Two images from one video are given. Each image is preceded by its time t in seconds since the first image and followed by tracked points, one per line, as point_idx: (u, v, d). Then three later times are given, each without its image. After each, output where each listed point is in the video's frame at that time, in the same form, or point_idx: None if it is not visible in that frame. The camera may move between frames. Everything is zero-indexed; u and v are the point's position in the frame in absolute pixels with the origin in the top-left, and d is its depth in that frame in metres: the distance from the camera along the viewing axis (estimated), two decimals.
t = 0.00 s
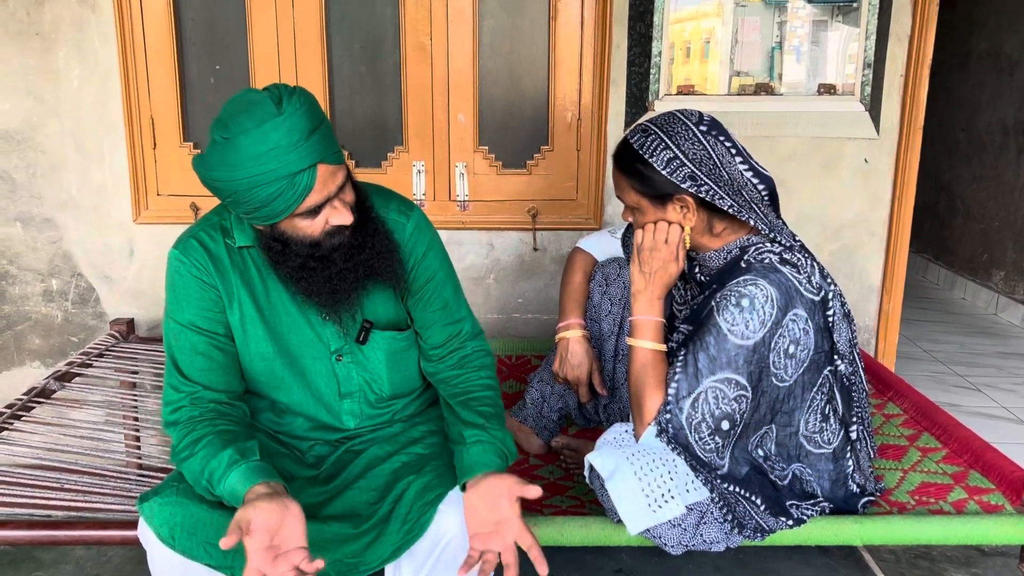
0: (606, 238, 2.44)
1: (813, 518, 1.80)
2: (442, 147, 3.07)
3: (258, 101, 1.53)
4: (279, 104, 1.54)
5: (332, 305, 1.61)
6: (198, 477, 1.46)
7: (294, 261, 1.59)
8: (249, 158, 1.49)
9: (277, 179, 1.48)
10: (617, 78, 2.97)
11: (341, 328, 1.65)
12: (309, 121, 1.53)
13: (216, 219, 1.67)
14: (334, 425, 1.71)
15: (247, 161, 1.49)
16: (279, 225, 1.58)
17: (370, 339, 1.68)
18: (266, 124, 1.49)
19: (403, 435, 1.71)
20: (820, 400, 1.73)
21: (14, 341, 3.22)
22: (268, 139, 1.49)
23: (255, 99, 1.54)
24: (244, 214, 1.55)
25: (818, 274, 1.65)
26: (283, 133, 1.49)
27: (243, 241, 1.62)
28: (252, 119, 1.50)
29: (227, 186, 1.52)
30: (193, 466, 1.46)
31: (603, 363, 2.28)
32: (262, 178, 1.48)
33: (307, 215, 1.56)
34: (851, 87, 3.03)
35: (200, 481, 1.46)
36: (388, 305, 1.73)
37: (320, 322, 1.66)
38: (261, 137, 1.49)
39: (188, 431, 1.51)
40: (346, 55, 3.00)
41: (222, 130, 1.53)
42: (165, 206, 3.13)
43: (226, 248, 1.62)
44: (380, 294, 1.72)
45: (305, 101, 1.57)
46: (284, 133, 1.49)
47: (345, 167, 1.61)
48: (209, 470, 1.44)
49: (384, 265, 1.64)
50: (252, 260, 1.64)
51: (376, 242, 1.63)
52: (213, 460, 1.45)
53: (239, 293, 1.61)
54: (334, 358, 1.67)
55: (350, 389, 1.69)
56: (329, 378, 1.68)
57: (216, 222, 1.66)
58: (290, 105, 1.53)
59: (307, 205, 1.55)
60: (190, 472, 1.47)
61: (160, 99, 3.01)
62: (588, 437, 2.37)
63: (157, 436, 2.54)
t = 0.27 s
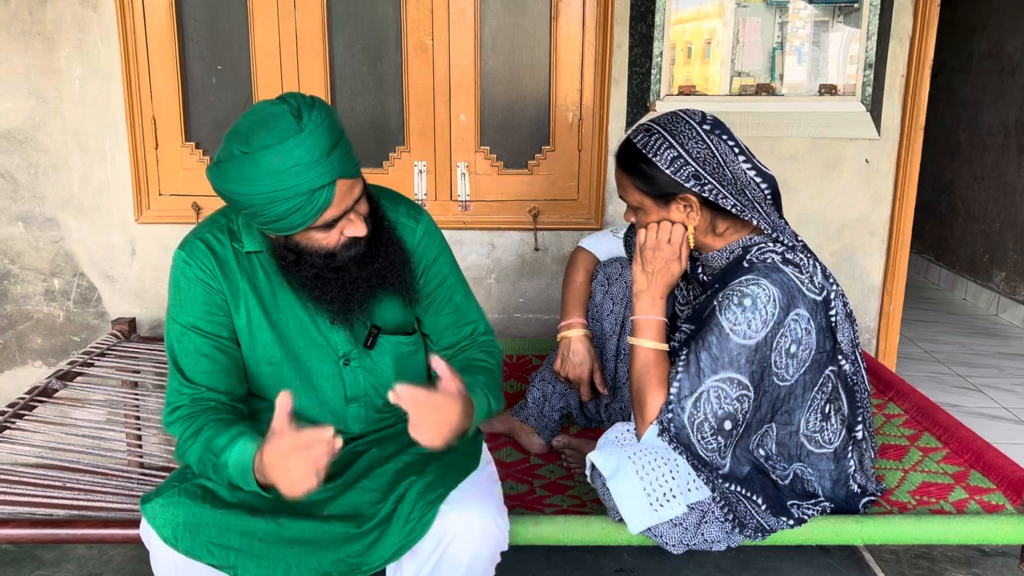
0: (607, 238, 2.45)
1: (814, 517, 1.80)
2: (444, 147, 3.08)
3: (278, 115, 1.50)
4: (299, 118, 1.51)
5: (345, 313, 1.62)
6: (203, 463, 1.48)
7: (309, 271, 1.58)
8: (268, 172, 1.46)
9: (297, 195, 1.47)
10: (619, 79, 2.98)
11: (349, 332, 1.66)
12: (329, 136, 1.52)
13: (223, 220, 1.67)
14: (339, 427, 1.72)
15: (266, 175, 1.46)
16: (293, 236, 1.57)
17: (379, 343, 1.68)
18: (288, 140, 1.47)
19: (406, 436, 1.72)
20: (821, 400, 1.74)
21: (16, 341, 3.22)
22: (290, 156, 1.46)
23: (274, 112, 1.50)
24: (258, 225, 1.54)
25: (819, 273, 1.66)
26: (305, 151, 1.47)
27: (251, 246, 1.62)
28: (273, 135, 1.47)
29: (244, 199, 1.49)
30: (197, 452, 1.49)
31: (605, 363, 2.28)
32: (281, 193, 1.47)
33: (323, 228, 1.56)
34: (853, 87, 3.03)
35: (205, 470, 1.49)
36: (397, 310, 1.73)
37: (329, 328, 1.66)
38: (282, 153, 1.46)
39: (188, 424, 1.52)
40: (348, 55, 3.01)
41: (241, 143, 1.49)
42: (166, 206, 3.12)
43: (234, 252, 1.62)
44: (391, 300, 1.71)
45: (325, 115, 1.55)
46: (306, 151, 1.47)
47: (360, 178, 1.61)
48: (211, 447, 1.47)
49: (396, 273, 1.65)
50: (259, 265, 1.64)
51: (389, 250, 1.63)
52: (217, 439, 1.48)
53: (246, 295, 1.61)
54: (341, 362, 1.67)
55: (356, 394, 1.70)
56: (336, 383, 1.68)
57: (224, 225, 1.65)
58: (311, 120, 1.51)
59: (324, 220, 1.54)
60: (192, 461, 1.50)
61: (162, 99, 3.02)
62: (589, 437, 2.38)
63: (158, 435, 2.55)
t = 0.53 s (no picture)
0: (607, 238, 2.45)
1: (813, 517, 1.80)
2: (444, 147, 3.08)
3: (287, 81, 1.55)
4: (306, 86, 1.56)
5: (335, 301, 1.62)
6: (204, 459, 1.47)
7: (303, 249, 1.59)
8: (273, 131, 1.50)
9: (300, 154, 1.49)
10: (619, 78, 2.98)
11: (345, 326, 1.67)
12: (335, 105, 1.56)
13: (222, 220, 1.66)
14: (337, 424, 1.72)
15: (271, 134, 1.50)
16: (291, 210, 1.58)
17: (375, 340, 1.68)
18: (293, 100, 1.51)
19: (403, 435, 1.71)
20: (821, 399, 1.74)
21: (16, 340, 3.23)
22: (294, 114, 1.50)
23: (284, 80, 1.56)
24: (259, 193, 1.55)
25: (819, 274, 1.66)
26: (310, 111, 1.51)
27: (250, 239, 1.62)
28: (280, 95, 1.52)
29: (248, 160, 1.52)
30: (197, 446, 1.48)
31: (605, 362, 2.28)
32: (285, 153, 1.49)
33: (321, 199, 1.56)
34: (853, 88, 3.03)
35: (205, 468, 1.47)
36: (394, 308, 1.73)
37: (325, 324, 1.66)
38: (288, 112, 1.50)
39: (187, 420, 1.52)
40: (348, 55, 3.01)
41: (248, 105, 1.53)
42: (166, 205, 3.12)
43: (230, 251, 1.62)
44: (385, 295, 1.72)
45: (330, 87, 1.59)
46: (311, 110, 1.51)
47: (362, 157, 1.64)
48: (215, 440, 1.47)
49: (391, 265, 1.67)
50: (256, 259, 1.64)
51: (384, 240, 1.66)
52: (223, 433, 1.48)
53: (241, 295, 1.61)
54: (338, 358, 1.67)
55: (353, 389, 1.70)
56: (333, 380, 1.69)
57: (223, 223, 1.65)
58: (318, 87, 1.56)
59: (323, 188, 1.55)
60: (190, 456, 1.49)
61: (162, 98, 3.02)
62: (589, 436, 2.38)
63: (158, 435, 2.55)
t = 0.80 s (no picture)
0: (607, 239, 2.45)
1: (813, 516, 1.81)
2: (443, 146, 3.08)
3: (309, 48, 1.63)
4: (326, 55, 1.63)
5: (323, 279, 1.62)
6: (209, 456, 1.46)
7: (297, 219, 1.60)
8: (288, 87, 1.55)
9: (312, 112, 1.54)
10: (619, 78, 2.98)
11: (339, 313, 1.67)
12: (350, 74, 1.62)
13: (223, 215, 1.67)
14: (333, 416, 1.71)
15: (286, 89, 1.55)
16: (295, 172, 1.61)
17: (368, 328, 1.68)
18: (312, 61, 1.57)
19: (402, 432, 1.71)
20: (821, 399, 1.73)
21: (15, 339, 3.22)
22: (311, 73, 1.55)
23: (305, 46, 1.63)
24: (268, 150, 1.59)
25: (819, 273, 1.66)
26: (326, 72, 1.57)
27: (250, 221, 1.65)
28: (300, 56, 1.58)
29: (262, 114, 1.57)
30: (203, 445, 1.47)
31: (603, 362, 2.28)
32: (298, 109, 1.54)
33: (326, 163, 1.59)
34: (853, 87, 3.03)
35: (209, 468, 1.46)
36: (388, 299, 1.74)
37: (318, 311, 1.67)
38: (306, 70, 1.56)
39: (193, 418, 1.51)
40: (348, 54, 3.01)
41: (268, 64, 1.60)
42: (166, 204, 3.12)
43: (229, 245, 1.63)
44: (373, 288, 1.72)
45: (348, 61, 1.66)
46: (328, 72, 1.57)
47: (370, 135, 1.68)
48: (223, 440, 1.47)
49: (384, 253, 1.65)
50: (254, 248, 1.65)
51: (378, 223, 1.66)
52: (230, 433, 1.48)
53: (239, 287, 1.61)
54: (333, 345, 1.67)
55: (348, 377, 1.70)
56: (328, 368, 1.69)
57: (224, 217, 1.66)
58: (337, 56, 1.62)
59: (329, 151, 1.58)
60: (195, 455, 1.48)
61: (162, 97, 3.01)
62: (588, 436, 2.38)
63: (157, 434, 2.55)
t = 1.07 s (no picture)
0: (606, 239, 2.45)
1: (813, 516, 1.81)
2: (443, 146, 3.07)
3: (305, 52, 1.62)
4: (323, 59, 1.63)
5: (323, 279, 1.61)
6: (208, 457, 1.46)
7: (296, 221, 1.60)
8: (285, 92, 1.55)
9: (309, 116, 1.54)
10: (619, 77, 2.98)
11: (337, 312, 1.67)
12: (347, 78, 1.62)
13: (223, 215, 1.67)
14: (331, 414, 1.71)
15: (283, 94, 1.55)
16: (292, 177, 1.61)
17: (365, 327, 1.68)
18: (309, 65, 1.57)
19: (402, 431, 1.71)
20: (821, 400, 1.73)
21: (13, 338, 3.22)
22: (308, 78, 1.56)
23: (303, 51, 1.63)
24: (264, 154, 1.58)
25: (820, 275, 1.65)
26: (324, 77, 1.57)
27: (248, 222, 1.64)
28: (297, 60, 1.58)
29: (258, 119, 1.56)
30: (203, 444, 1.47)
31: (603, 363, 2.27)
32: (294, 114, 1.54)
33: (323, 168, 1.59)
34: (853, 87, 3.03)
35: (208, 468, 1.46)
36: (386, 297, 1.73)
37: (316, 309, 1.66)
38: (301, 76, 1.56)
39: (193, 416, 1.51)
40: (347, 53, 3.00)
41: (264, 69, 1.60)
42: (165, 203, 3.11)
43: (228, 243, 1.62)
44: (372, 286, 1.71)
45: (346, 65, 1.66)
46: (325, 77, 1.57)
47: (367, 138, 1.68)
48: (222, 440, 1.46)
49: (383, 252, 1.65)
50: (253, 246, 1.65)
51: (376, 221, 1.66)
52: (230, 434, 1.47)
53: (239, 285, 1.61)
54: (330, 345, 1.66)
55: (346, 376, 1.69)
56: (326, 367, 1.68)
57: (223, 217, 1.66)
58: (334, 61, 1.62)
59: (326, 156, 1.58)
60: (195, 454, 1.48)
61: (161, 96, 3.01)
62: (588, 436, 2.38)
63: (156, 434, 2.54)
